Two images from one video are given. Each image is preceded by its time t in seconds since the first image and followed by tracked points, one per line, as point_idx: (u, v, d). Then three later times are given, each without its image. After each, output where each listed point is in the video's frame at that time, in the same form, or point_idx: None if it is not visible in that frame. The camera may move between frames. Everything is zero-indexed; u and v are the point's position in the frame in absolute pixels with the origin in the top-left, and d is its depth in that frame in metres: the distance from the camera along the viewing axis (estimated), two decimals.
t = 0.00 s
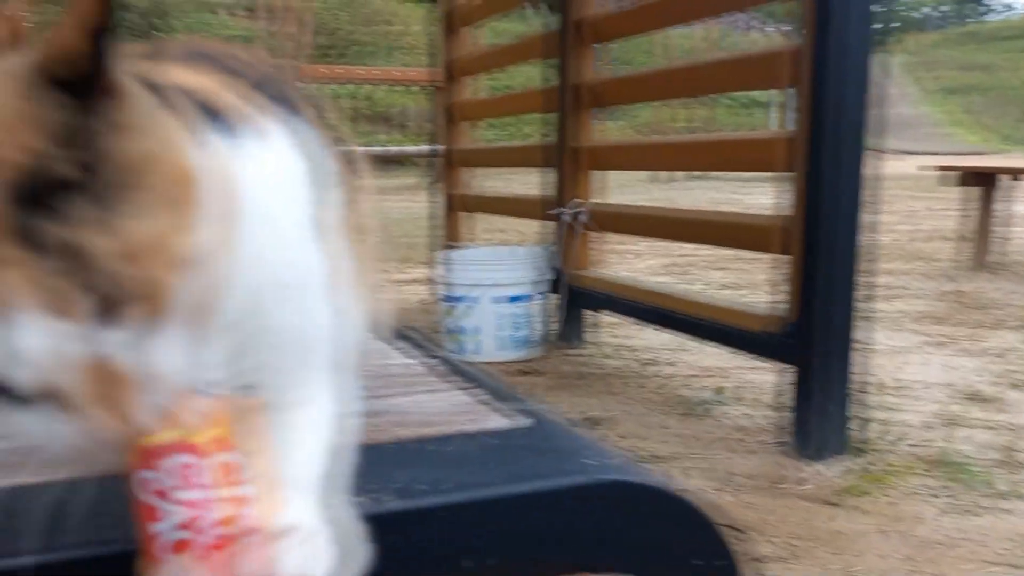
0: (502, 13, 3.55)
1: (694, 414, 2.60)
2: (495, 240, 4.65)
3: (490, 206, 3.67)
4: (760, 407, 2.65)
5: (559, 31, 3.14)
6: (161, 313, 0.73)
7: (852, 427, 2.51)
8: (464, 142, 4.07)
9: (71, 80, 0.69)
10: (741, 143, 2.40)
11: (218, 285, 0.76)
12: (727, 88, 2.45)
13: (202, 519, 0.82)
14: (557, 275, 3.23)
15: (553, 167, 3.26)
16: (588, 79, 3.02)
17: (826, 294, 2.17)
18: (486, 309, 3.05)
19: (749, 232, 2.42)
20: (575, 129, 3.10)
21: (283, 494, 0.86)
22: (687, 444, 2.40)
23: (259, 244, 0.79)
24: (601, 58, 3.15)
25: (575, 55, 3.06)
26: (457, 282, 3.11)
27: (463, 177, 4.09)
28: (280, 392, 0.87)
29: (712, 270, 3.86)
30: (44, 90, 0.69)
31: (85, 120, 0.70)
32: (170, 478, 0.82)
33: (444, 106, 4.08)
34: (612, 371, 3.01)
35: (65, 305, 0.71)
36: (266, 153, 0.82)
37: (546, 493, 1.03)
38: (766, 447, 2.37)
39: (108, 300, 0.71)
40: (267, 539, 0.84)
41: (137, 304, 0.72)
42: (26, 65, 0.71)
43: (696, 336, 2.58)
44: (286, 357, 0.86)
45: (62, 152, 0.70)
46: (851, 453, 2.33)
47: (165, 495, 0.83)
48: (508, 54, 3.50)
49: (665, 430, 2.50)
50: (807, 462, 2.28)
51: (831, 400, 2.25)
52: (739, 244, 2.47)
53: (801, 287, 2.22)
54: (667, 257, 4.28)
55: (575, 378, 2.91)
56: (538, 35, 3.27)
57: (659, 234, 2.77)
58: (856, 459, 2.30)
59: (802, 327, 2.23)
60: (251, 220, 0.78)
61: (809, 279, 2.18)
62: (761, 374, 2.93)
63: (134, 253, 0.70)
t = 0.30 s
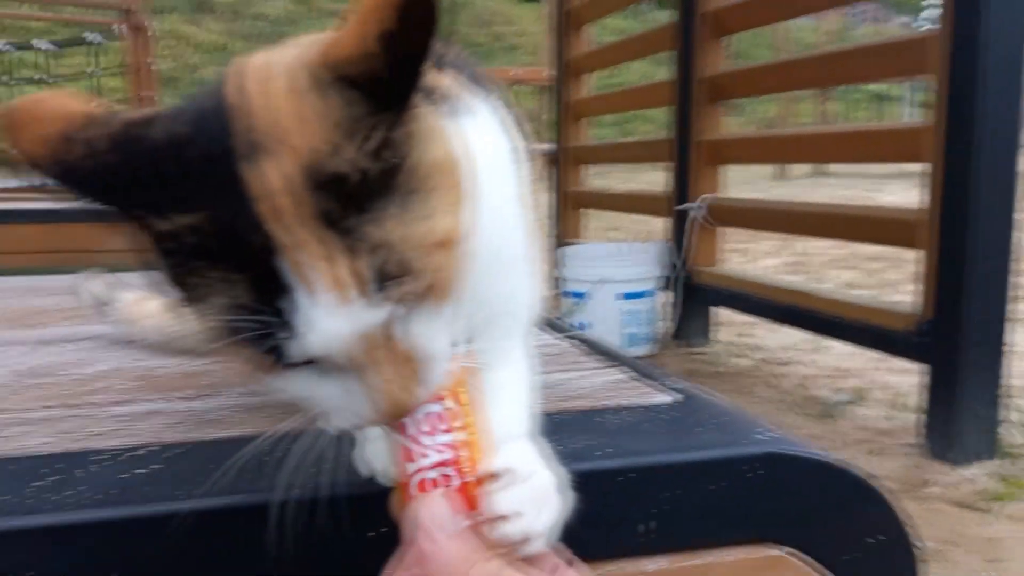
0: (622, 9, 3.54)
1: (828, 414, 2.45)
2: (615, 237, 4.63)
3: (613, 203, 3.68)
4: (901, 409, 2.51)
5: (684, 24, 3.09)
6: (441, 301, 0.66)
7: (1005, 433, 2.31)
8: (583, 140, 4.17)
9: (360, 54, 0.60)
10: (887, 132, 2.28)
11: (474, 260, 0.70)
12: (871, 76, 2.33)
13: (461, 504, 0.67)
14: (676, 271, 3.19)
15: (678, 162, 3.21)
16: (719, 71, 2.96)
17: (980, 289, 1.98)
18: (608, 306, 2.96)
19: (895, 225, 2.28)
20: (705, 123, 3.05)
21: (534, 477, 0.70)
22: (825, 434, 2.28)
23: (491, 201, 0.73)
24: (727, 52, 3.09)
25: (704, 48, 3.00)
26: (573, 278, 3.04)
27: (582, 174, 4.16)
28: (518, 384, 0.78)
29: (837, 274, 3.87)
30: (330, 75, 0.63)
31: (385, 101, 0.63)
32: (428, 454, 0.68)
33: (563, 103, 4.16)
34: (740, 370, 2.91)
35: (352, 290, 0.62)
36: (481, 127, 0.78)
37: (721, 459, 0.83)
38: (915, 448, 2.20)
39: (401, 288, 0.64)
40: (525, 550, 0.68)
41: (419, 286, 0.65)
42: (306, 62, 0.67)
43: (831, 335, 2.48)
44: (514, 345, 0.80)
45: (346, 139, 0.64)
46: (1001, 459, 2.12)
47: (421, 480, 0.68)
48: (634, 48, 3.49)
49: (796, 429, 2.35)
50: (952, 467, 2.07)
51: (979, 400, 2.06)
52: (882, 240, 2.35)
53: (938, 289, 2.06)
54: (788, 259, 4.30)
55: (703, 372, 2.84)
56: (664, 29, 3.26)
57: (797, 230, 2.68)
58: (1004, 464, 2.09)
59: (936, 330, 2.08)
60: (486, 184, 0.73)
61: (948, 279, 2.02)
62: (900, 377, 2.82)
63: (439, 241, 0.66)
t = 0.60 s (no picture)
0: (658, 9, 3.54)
1: (866, 415, 2.44)
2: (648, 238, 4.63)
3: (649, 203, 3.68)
4: (940, 411, 2.49)
5: (722, 24, 3.07)
6: (549, 316, 0.83)
7: None
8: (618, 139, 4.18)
9: (508, 101, 0.74)
10: (930, 131, 2.25)
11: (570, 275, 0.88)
12: (917, 74, 2.30)
13: (530, 480, 0.74)
14: (713, 272, 3.19)
15: (713, 163, 3.20)
16: (756, 71, 2.95)
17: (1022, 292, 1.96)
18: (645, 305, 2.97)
19: (938, 227, 2.25)
20: (743, 122, 3.04)
21: (602, 459, 0.75)
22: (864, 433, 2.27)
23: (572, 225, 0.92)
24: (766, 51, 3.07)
25: (743, 47, 2.99)
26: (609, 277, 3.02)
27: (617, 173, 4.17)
28: (581, 359, 0.94)
29: (877, 273, 3.87)
30: (473, 113, 0.76)
31: (522, 140, 0.77)
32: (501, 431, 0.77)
33: (598, 103, 4.16)
34: (777, 371, 2.90)
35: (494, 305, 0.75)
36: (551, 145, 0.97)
37: (771, 447, 0.85)
38: (958, 448, 2.19)
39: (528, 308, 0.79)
40: (588, 523, 0.74)
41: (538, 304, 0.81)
42: (450, 97, 0.79)
43: (872, 336, 2.45)
44: (578, 339, 0.96)
45: (484, 170, 0.77)
46: None
47: (498, 452, 0.76)
48: (672, 48, 3.49)
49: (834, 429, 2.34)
50: (996, 469, 2.05)
51: None
52: (925, 240, 2.32)
53: (981, 288, 2.03)
54: (827, 258, 4.30)
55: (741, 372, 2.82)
56: (701, 29, 3.25)
57: (837, 230, 2.66)
58: None
59: (981, 330, 2.05)
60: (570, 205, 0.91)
61: (996, 278, 1.99)
62: (940, 379, 2.79)
63: (551, 267, 0.83)
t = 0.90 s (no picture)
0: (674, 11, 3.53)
1: (881, 418, 2.43)
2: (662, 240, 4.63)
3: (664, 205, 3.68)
4: (957, 415, 2.48)
5: (738, 25, 3.07)
6: (568, 320, 0.82)
7: None
8: (633, 141, 4.18)
9: (562, 104, 0.75)
10: (947, 134, 2.24)
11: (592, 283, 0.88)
12: (935, 76, 2.28)
13: (544, 477, 0.73)
14: (727, 274, 3.18)
15: (727, 166, 3.19)
16: (772, 73, 2.94)
17: None
18: (659, 308, 2.96)
19: (956, 230, 2.24)
20: (760, 123, 3.03)
21: (615, 454, 0.74)
22: (879, 436, 2.26)
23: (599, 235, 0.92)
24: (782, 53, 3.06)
25: (759, 49, 2.98)
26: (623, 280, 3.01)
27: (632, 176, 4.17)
28: (591, 352, 0.94)
29: (895, 277, 3.84)
30: (527, 109, 0.77)
31: (569, 145, 0.78)
32: (514, 431, 0.76)
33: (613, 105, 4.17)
34: (792, 374, 2.89)
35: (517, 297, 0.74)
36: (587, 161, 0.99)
37: (789, 450, 0.85)
38: (975, 453, 2.18)
39: (549, 308, 0.78)
40: (603, 515, 0.73)
41: (560, 307, 0.80)
42: (505, 94, 0.80)
43: (889, 339, 2.44)
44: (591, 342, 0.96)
45: (530, 166, 0.78)
46: None
47: (512, 454, 0.75)
48: (686, 50, 3.50)
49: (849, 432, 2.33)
50: (1014, 474, 2.03)
51: None
52: (942, 244, 2.31)
53: (998, 293, 2.02)
54: (843, 261, 4.29)
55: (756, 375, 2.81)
56: (717, 30, 3.25)
57: (854, 233, 2.64)
58: None
59: (998, 333, 2.04)
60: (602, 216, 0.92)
61: (1013, 280, 1.97)
62: (956, 383, 2.77)
63: (575, 275, 0.83)
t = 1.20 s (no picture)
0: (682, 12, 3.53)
1: (887, 421, 2.42)
2: (668, 241, 4.63)
3: (670, 206, 3.67)
4: (963, 419, 2.47)
5: (746, 27, 3.06)
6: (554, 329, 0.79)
7: None
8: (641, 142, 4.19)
9: (587, 118, 0.72)
10: (956, 137, 2.23)
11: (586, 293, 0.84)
12: (945, 78, 2.27)
13: (555, 483, 0.72)
14: (734, 276, 3.18)
15: (734, 167, 3.19)
16: (780, 74, 2.93)
17: None
18: (665, 309, 2.96)
19: (963, 233, 2.23)
20: (767, 125, 3.03)
21: (624, 460, 0.74)
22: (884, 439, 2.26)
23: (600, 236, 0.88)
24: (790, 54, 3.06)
25: (767, 51, 2.98)
26: (630, 281, 3.01)
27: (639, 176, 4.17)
28: (593, 360, 0.93)
29: (902, 279, 3.83)
30: (549, 116, 0.74)
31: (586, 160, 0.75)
32: (525, 439, 0.74)
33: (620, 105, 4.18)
34: (799, 376, 2.89)
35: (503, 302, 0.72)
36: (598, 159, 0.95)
37: (790, 450, 0.85)
38: (980, 457, 2.17)
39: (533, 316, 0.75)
40: (610, 522, 0.72)
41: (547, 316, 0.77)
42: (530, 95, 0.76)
43: (895, 342, 2.43)
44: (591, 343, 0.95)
45: (540, 173, 0.75)
46: None
47: (523, 462, 0.73)
48: (695, 51, 3.50)
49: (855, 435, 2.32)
50: (1019, 478, 2.02)
51: None
52: (949, 247, 2.30)
53: (1005, 297, 2.01)
54: (850, 263, 4.28)
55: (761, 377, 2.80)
56: (725, 32, 3.25)
57: (861, 235, 2.64)
58: None
59: (1005, 337, 2.03)
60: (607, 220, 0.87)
61: (1020, 284, 1.96)
62: (963, 386, 2.76)
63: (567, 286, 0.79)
